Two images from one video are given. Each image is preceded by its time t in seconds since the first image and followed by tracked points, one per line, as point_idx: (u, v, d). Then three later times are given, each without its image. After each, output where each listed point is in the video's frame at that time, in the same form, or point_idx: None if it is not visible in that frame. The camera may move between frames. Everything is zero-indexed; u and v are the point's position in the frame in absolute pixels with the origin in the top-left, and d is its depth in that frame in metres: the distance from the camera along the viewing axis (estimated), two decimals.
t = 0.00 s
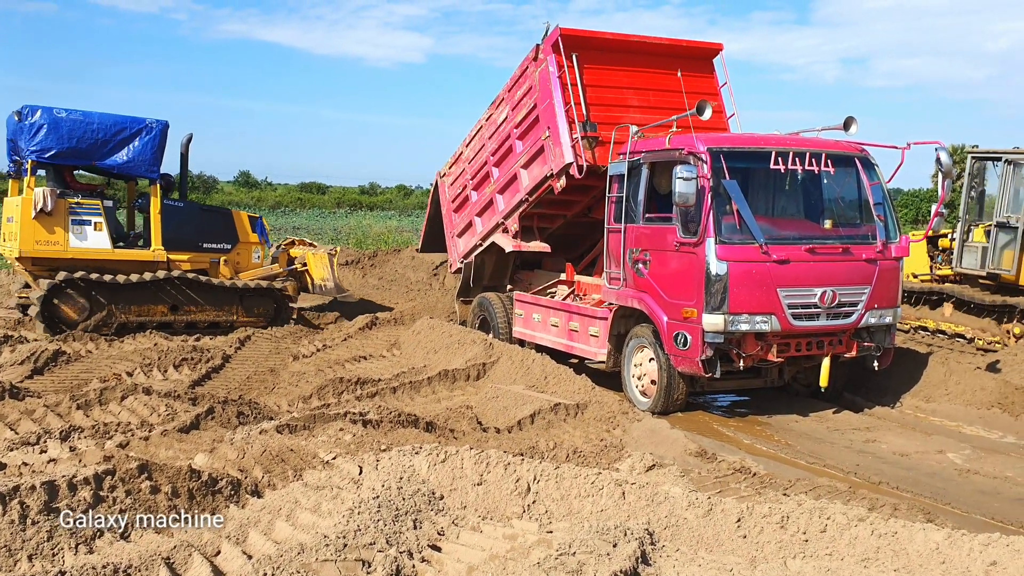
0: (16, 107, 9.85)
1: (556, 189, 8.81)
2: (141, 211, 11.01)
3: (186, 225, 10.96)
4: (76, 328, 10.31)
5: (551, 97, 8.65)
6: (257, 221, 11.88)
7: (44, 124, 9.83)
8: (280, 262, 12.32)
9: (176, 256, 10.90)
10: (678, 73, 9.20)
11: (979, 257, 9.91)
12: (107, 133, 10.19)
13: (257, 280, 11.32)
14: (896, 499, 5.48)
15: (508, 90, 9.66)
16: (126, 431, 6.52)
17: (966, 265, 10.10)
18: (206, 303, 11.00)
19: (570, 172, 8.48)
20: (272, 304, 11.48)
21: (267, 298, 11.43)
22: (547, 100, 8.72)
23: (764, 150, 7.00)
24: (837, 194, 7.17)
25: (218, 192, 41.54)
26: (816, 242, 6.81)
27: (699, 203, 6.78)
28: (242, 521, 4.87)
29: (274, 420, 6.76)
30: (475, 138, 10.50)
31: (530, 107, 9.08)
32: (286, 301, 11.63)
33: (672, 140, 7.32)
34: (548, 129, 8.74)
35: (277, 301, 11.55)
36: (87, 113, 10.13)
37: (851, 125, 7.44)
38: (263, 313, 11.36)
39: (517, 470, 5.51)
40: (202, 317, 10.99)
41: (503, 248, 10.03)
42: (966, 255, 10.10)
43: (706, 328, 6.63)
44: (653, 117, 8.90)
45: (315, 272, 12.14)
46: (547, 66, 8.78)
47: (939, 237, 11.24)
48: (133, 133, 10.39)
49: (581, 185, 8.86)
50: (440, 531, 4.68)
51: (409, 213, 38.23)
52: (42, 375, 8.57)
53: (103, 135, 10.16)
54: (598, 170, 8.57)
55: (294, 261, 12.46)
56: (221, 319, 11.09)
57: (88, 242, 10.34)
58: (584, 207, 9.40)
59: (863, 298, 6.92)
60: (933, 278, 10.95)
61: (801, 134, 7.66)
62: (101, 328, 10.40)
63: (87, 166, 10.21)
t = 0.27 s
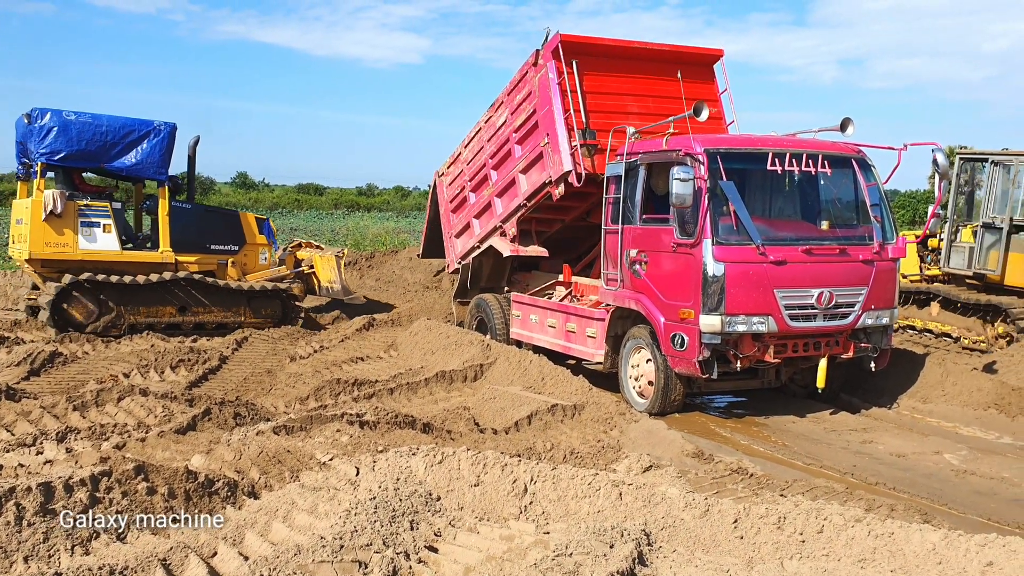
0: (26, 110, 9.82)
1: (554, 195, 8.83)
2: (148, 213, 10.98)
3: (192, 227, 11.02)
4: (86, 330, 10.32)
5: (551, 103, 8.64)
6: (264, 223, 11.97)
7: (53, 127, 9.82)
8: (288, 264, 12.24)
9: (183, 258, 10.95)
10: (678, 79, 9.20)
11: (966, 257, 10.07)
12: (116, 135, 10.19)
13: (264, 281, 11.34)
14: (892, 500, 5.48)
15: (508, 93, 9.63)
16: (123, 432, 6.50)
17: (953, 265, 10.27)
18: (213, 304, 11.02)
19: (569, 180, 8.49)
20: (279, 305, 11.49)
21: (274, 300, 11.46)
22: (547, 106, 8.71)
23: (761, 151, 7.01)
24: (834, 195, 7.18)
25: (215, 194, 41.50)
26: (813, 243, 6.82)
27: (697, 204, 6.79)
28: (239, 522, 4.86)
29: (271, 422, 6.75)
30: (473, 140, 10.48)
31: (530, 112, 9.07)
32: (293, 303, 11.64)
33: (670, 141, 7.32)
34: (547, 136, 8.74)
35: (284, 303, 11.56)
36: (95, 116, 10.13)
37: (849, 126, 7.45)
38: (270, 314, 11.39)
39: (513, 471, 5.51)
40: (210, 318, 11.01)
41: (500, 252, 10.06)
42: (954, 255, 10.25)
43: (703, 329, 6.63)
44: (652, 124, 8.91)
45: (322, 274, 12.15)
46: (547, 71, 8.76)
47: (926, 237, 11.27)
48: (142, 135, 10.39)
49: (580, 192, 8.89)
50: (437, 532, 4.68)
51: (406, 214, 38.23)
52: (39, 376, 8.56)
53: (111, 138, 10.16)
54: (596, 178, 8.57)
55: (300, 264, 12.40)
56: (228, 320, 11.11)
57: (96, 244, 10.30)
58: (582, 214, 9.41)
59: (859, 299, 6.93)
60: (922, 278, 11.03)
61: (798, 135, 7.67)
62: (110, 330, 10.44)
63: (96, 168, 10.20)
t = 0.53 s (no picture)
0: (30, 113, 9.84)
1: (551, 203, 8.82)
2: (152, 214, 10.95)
3: (197, 228, 10.99)
4: (91, 331, 10.35)
5: (548, 110, 8.60)
6: (268, 223, 11.89)
7: (58, 129, 9.81)
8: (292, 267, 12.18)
9: (188, 259, 10.93)
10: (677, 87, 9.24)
11: (952, 257, 10.23)
12: (120, 137, 10.21)
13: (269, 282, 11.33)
14: (888, 501, 5.48)
15: (505, 97, 9.57)
16: (118, 434, 6.49)
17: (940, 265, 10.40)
18: (218, 305, 10.99)
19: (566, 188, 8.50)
20: (284, 306, 11.46)
21: (278, 300, 11.43)
22: (544, 113, 8.67)
23: (757, 153, 7.02)
24: (830, 196, 7.19)
25: (211, 195, 41.46)
26: (808, 245, 6.83)
27: (692, 205, 6.79)
28: (233, 524, 4.86)
29: (266, 423, 6.74)
30: (471, 141, 10.44)
31: (527, 118, 9.03)
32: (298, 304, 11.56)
33: (665, 143, 7.32)
34: (544, 143, 8.72)
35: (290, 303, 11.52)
36: (99, 118, 10.13)
37: (844, 127, 7.46)
38: (275, 315, 11.36)
39: (509, 472, 5.51)
40: (215, 318, 10.99)
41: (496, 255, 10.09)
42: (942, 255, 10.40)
43: (699, 330, 6.63)
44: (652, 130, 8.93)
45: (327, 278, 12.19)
46: (544, 77, 8.71)
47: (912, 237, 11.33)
48: (145, 138, 10.40)
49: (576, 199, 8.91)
50: (432, 534, 4.67)
51: (402, 216, 38.22)
52: (33, 378, 8.54)
53: (115, 140, 10.18)
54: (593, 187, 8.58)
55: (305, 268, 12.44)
56: (233, 321, 11.10)
57: (100, 246, 10.31)
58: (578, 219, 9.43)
59: (855, 300, 6.93)
60: (909, 277, 11.14)
61: (793, 136, 7.68)
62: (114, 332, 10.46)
63: (100, 171, 10.20)
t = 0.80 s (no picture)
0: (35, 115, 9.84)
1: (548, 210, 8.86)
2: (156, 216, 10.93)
3: (202, 230, 10.97)
4: (96, 333, 10.34)
5: (547, 117, 8.61)
6: (272, 224, 11.90)
7: (62, 131, 9.80)
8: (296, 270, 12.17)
9: (192, 260, 10.88)
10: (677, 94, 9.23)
11: (940, 257, 10.21)
12: (125, 139, 10.18)
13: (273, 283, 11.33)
14: (883, 501, 5.49)
15: (504, 101, 9.57)
16: (112, 435, 6.48)
17: (928, 265, 10.37)
18: (223, 306, 11.01)
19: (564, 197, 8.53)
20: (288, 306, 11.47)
21: (283, 301, 11.45)
22: (543, 120, 8.68)
23: (752, 153, 7.03)
24: (825, 197, 7.19)
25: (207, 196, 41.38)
26: (804, 246, 6.83)
27: (688, 206, 6.79)
28: (227, 525, 4.85)
29: (261, 424, 6.73)
30: (468, 143, 10.44)
31: (525, 124, 9.04)
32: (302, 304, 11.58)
33: (661, 143, 7.32)
34: (542, 150, 8.73)
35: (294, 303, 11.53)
36: (104, 120, 10.11)
37: (839, 128, 7.47)
38: (279, 316, 11.38)
39: (504, 473, 5.50)
40: (219, 319, 11.01)
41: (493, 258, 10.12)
42: (929, 256, 10.37)
43: (694, 330, 6.63)
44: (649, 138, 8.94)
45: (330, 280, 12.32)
46: (543, 84, 8.71)
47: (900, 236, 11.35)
48: (150, 139, 10.37)
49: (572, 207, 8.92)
50: (426, 534, 4.66)
51: (398, 217, 38.19)
52: (28, 379, 8.52)
53: (120, 142, 10.15)
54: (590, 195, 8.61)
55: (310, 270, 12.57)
56: (237, 322, 11.13)
57: (105, 247, 10.29)
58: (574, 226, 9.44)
59: (850, 301, 6.94)
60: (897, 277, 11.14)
61: (788, 137, 7.69)
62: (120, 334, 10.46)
63: (105, 172, 10.17)
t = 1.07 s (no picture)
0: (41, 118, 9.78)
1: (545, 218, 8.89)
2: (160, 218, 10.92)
3: (205, 232, 10.99)
4: (103, 335, 10.33)
5: (545, 125, 8.61)
6: (275, 226, 11.87)
7: (69, 134, 9.76)
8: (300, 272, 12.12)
9: (197, 262, 10.91)
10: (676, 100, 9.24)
11: (929, 258, 10.25)
12: (130, 141, 10.15)
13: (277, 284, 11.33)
14: (878, 502, 5.49)
15: (501, 105, 9.54)
16: (107, 437, 6.46)
17: (917, 265, 10.39)
18: (228, 307, 10.99)
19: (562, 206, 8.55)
20: (292, 308, 11.44)
21: (288, 302, 11.42)
22: (540, 127, 8.68)
23: (747, 155, 7.04)
24: (821, 199, 7.20)
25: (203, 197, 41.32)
26: (799, 247, 6.84)
27: (684, 207, 6.79)
28: (223, 527, 4.84)
29: (257, 426, 6.72)
30: (465, 145, 10.41)
31: (523, 130, 9.03)
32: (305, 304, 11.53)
33: (657, 145, 7.33)
34: (540, 158, 8.74)
35: (298, 305, 11.50)
36: (109, 122, 10.07)
37: (835, 130, 7.48)
38: (284, 317, 11.36)
39: (500, 475, 5.50)
40: (223, 319, 10.97)
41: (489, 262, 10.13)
42: (918, 257, 10.39)
43: (690, 332, 6.63)
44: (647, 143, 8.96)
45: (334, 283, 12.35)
46: (541, 91, 8.69)
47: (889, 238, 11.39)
48: (155, 141, 10.35)
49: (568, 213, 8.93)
50: (423, 536, 4.66)
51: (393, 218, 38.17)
52: (23, 381, 8.50)
53: (125, 144, 10.12)
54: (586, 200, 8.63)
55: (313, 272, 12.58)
56: (242, 323, 11.08)
57: (111, 249, 10.27)
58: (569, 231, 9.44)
59: (845, 302, 6.95)
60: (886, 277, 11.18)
61: (784, 139, 7.70)
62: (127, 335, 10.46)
63: (110, 174, 10.14)
